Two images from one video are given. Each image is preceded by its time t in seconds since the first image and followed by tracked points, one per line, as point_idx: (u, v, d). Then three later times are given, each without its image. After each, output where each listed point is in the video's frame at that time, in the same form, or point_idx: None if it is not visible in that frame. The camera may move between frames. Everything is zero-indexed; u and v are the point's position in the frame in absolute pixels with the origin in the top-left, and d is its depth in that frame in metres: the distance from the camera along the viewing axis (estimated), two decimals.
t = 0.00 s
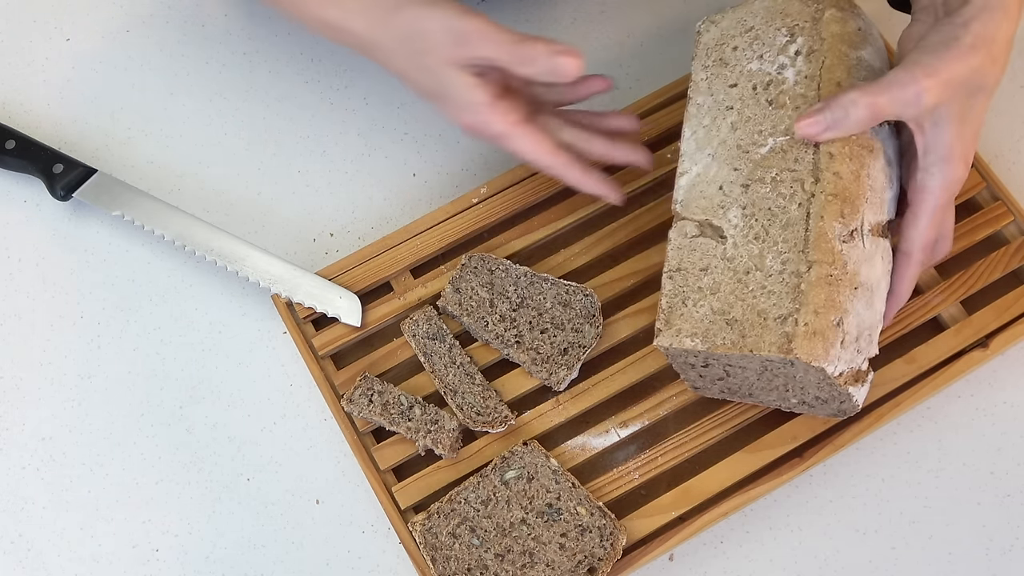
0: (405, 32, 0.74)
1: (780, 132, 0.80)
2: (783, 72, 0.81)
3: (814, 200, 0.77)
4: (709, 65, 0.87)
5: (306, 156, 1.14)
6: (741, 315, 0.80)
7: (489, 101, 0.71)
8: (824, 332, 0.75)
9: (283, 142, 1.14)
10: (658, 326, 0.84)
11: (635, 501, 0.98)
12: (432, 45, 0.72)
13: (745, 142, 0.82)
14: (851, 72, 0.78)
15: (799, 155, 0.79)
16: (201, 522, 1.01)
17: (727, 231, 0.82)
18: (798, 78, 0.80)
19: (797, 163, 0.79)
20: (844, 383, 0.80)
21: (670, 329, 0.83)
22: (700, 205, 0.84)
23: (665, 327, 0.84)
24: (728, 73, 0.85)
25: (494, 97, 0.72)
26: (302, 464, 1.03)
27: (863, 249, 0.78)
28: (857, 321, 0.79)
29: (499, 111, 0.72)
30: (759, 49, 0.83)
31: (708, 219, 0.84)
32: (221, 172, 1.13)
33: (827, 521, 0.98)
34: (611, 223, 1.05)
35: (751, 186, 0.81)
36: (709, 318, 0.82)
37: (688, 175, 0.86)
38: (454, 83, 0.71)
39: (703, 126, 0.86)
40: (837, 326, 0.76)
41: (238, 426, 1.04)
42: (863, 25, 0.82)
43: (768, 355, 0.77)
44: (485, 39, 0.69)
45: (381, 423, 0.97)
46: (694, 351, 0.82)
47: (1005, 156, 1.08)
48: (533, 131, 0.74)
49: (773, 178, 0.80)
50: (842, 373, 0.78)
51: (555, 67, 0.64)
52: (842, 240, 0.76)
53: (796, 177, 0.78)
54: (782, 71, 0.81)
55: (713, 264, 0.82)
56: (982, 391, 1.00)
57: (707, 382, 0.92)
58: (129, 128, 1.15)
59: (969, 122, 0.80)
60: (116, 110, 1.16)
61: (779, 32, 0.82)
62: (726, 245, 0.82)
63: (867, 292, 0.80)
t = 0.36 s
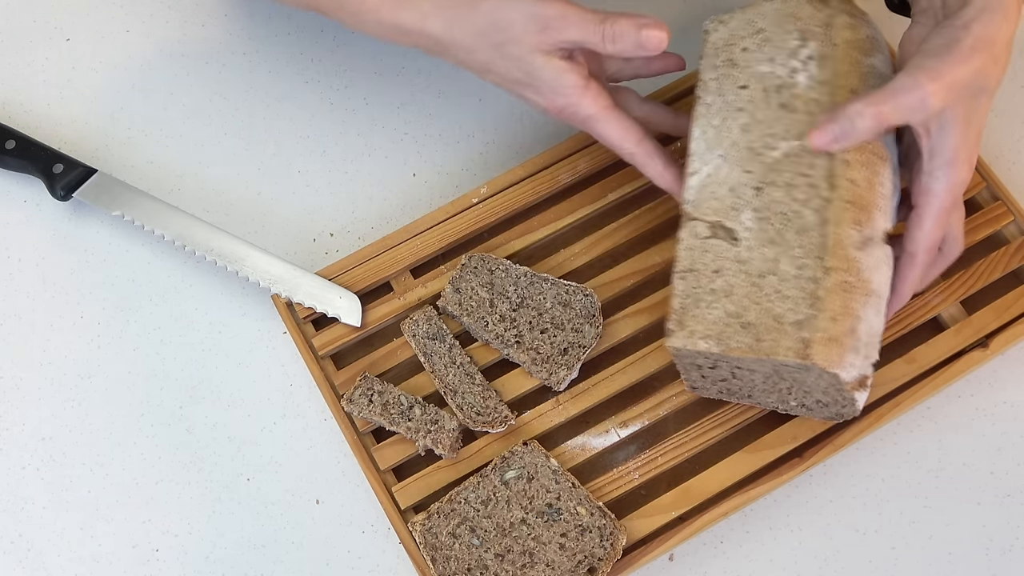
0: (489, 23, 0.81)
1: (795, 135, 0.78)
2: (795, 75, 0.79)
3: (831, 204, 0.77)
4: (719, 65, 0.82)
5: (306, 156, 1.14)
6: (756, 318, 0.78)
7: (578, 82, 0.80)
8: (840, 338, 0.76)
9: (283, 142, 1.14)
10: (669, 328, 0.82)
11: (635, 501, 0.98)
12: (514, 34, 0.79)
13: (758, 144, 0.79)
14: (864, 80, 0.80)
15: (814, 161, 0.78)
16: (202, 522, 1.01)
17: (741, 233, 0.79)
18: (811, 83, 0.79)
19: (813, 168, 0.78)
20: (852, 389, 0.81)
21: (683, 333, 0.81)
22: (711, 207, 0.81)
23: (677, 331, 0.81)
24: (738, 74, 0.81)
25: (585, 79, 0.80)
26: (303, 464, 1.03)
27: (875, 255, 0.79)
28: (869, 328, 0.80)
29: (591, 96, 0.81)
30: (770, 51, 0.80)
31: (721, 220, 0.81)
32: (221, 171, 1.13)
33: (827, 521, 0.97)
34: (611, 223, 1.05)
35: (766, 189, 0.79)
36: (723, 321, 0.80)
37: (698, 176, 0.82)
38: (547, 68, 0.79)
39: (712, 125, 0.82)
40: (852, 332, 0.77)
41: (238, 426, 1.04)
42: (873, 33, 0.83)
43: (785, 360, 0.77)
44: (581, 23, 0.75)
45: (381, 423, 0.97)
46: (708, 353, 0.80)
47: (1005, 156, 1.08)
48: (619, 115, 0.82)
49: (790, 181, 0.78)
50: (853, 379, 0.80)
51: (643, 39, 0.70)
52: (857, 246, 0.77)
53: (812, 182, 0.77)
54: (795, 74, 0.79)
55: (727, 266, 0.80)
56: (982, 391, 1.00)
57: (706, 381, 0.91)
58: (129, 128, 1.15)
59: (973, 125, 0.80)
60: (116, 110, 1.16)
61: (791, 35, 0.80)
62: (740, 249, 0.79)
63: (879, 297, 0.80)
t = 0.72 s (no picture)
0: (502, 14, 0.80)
1: (795, 132, 0.79)
2: (801, 73, 0.80)
3: (825, 203, 0.77)
4: (726, 61, 0.85)
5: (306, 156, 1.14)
6: (744, 313, 0.78)
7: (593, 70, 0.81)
8: (827, 336, 0.76)
9: (283, 142, 1.14)
10: (658, 320, 0.82)
11: (635, 501, 0.98)
12: (528, 20, 0.79)
13: (759, 140, 0.81)
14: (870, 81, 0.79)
15: (813, 159, 0.78)
16: (201, 522, 1.01)
17: (736, 228, 0.80)
18: (815, 81, 0.80)
19: (810, 165, 0.78)
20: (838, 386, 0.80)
21: (673, 323, 0.81)
22: (709, 200, 0.82)
23: (667, 320, 0.82)
24: (744, 70, 0.84)
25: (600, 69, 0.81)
26: (302, 464, 1.03)
27: (870, 254, 0.78)
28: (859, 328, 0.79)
29: (607, 85, 0.82)
30: (777, 49, 0.83)
31: (716, 214, 0.81)
32: (221, 172, 1.13)
33: (827, 521, 0.97)
34: (610, 223, 1.05)
35: (762, 185, 0.80)
36: (712, 314, 0.80)
37: (699, 169, 0.83)
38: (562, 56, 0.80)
39: (716, 121, 0.84)
40: (841, 331, 0.76)
41: (238, 426, 1.04)
42: (882, 34, 0.82)
43: (771, 355, 0.76)
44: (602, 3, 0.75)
45: (381, 423, 0.97)
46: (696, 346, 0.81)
47: (1005, 156, 1.08)
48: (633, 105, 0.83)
49: (787, 179, 0.79)
50: (840, 377, 0.79)
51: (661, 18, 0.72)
52: (850, 244, 0.77)
53: (808, 179, 0.78)
54: (800, 73, 0.81)
55: (720, 259, 0.80)
56: (982, 391, 1.00)
57: (699, 377, 0.91)
58: (129, 128, 1.15)
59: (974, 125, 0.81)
60: (116, 110, 1.16)
61: (799, 33, 0.82)
62: (733, 242, 0.80)
63: (871, 299, 0.79)
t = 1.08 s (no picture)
0: None
1: (805, 120, 0.78)
2: (826, 63, 0.78)
3: (818, 195, 0.78)
4: (759, 38, 0.84)
5: (306, 156, 1.14)
6: (714, 286, 0.81)
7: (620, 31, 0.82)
8: (786, 325, 0.79)
9: (284, 142, 1.14)
10: (632, 276, 0.88)
11: (635, 501, 0.98)
12: None
13: (771, 121, 0.80)
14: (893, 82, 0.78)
15: (817, 150, 0.78)
16: (202, 522, 1.01)
17: (727, 203, 0.82)
18: (839, 73, 0.78)
19: (813, 156, 0.78)
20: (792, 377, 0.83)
21: (644, 283, 0.86)
22: (709, 170, 0.83)
23: (639, 279, 0.86)
24: (774, 50, 0.82)
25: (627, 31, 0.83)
26: (302, 464, 1.02)
27: (850, 255, 0.81)
28: (822, 324, 0.82)
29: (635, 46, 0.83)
30: (811, 33, 0.80)
31: (713, 185, 0.83)
32: (221, 172, 1.13)
33: (827, 521, 0.98)
34: (610, 223, 1.05)
35: (763, 166, 0.80)
36: (682, 281, 0.84)
37: (707, 138, 0.84)
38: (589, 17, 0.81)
39: (734, 94, 0.83)
40: (802, 322, 0.80)
41: (238, 426, 1.04)
42: (918, 38, 0.82)
43: (728, 332, 0.80)
44: None
45: (381, 423, 0.97)
46: (661, 308, 0.85)
47: (1005, 156, 1.08)
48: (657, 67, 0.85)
49: (788, 163, 0.79)
50: (793, 367, 0.82)
51: None
52: (832, 242, 0.79)
53: (807, 169, 0.78)
54: (827, 61, 0.78)
55: (704, 230, 0.83)
56: (981, 391, 1.00)
57: (667, 342, 0.93)
58: (129, 128, 1.15)
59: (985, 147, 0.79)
60: (116, 110, 1.16)
61: (836, 22, 0.80)
62: (721, 217, 0.82)
63: (842, 296, 0.83)
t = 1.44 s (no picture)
0: None
1: (813, 125, 0.84)
2: (840, 70, 0.85)
3: (819, 197, 0.81)
4: (776, 40, 0.89)
5: (306, 156, 1.14)
6: (708, 279, 0.83)
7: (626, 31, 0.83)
8: (776, 322, 0.80)
9: (284, 142, 1.14)
10: (629, 263, 0.88)
11: (635, 501, 0.98)
12: None
13: (779, 123, 0.85)
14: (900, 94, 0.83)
15: (821, 154, 0.83)
16: (202, 522, 1.01)
17: (729, 199, 0.85)
18: (851, 81, 0.84)
19: (817, 159, 0.83)
20: (778, 377, 0.84)
21: (637, 270, 0.86)
22: (713, 165, 0.87)
23: (633, 267, 0.86)
24: (790, 53, 0.88)
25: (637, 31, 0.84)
26: (302, 464, 1.02)
27: (845, 259, 0.83)
28: (812, 326, 0.83)
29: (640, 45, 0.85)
30: (827, 42, 0.86)
31: (717, 180, 0.86)
32: (221, 172, 1.13)
33: (827, 521, 0.98)
34: (610, 223, 1.05)
35: (767, 167, 0.84)
36: (677, 271, 0.85)
37: (714, 135, 0.88)
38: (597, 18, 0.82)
39: (746, 94, 0.88)
40: (792, 321, 0.81)
41: (238, 427, 1.04)
42: (931, 54, 0.87)
43: (717, 324, 0.81)
44: None
45: (381, 423, 0.97)
46: (653, 297, 0.85)
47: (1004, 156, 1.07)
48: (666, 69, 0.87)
49: (792, 166, 0.83)
50: (780, 366, 0.83)
51: None
52: (827, 244, 0.81)
53: (810, 172, 0.83)
54: (840, 69, 0.85)
55: (703, 223, 0.86)
56: (981, 391, 1.00)
57: (656, 333, 0.95)
58: (129, 128, 1.15)
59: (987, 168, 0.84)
60: (116, 110, 1.16)
61: (853, 33, 0.86)
62: (721, 212, 0.85)
63: (833, 300, 0.84)
